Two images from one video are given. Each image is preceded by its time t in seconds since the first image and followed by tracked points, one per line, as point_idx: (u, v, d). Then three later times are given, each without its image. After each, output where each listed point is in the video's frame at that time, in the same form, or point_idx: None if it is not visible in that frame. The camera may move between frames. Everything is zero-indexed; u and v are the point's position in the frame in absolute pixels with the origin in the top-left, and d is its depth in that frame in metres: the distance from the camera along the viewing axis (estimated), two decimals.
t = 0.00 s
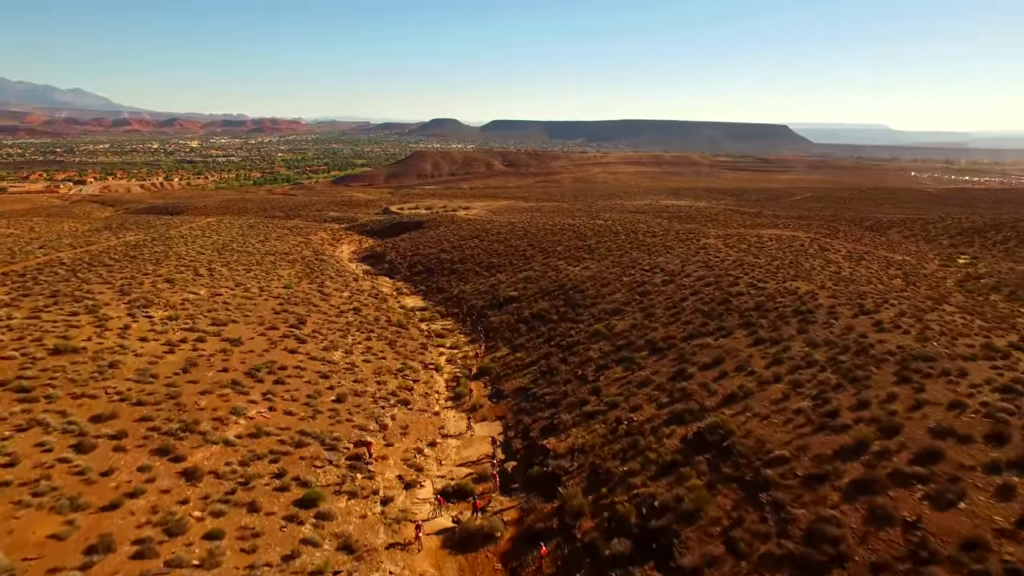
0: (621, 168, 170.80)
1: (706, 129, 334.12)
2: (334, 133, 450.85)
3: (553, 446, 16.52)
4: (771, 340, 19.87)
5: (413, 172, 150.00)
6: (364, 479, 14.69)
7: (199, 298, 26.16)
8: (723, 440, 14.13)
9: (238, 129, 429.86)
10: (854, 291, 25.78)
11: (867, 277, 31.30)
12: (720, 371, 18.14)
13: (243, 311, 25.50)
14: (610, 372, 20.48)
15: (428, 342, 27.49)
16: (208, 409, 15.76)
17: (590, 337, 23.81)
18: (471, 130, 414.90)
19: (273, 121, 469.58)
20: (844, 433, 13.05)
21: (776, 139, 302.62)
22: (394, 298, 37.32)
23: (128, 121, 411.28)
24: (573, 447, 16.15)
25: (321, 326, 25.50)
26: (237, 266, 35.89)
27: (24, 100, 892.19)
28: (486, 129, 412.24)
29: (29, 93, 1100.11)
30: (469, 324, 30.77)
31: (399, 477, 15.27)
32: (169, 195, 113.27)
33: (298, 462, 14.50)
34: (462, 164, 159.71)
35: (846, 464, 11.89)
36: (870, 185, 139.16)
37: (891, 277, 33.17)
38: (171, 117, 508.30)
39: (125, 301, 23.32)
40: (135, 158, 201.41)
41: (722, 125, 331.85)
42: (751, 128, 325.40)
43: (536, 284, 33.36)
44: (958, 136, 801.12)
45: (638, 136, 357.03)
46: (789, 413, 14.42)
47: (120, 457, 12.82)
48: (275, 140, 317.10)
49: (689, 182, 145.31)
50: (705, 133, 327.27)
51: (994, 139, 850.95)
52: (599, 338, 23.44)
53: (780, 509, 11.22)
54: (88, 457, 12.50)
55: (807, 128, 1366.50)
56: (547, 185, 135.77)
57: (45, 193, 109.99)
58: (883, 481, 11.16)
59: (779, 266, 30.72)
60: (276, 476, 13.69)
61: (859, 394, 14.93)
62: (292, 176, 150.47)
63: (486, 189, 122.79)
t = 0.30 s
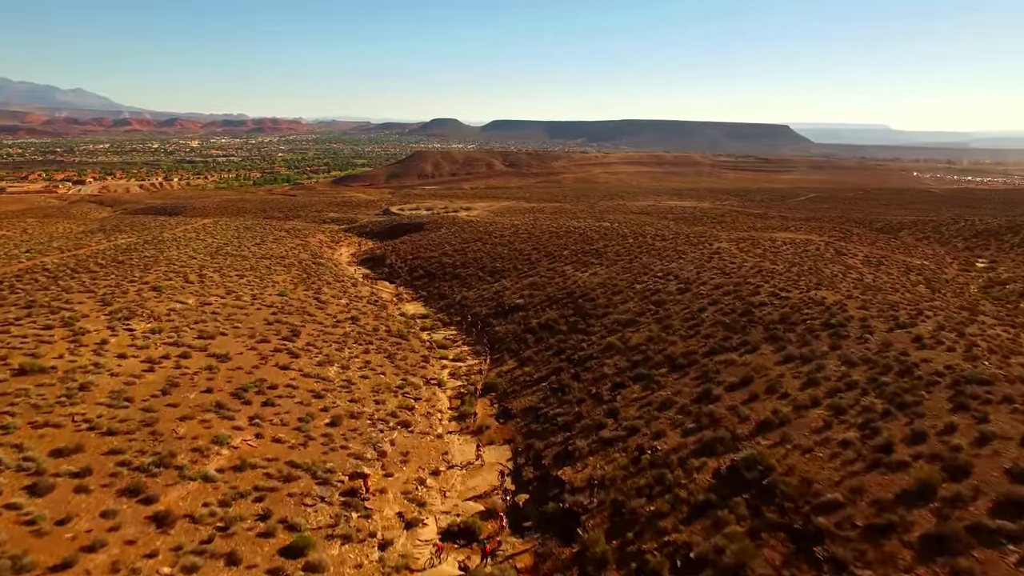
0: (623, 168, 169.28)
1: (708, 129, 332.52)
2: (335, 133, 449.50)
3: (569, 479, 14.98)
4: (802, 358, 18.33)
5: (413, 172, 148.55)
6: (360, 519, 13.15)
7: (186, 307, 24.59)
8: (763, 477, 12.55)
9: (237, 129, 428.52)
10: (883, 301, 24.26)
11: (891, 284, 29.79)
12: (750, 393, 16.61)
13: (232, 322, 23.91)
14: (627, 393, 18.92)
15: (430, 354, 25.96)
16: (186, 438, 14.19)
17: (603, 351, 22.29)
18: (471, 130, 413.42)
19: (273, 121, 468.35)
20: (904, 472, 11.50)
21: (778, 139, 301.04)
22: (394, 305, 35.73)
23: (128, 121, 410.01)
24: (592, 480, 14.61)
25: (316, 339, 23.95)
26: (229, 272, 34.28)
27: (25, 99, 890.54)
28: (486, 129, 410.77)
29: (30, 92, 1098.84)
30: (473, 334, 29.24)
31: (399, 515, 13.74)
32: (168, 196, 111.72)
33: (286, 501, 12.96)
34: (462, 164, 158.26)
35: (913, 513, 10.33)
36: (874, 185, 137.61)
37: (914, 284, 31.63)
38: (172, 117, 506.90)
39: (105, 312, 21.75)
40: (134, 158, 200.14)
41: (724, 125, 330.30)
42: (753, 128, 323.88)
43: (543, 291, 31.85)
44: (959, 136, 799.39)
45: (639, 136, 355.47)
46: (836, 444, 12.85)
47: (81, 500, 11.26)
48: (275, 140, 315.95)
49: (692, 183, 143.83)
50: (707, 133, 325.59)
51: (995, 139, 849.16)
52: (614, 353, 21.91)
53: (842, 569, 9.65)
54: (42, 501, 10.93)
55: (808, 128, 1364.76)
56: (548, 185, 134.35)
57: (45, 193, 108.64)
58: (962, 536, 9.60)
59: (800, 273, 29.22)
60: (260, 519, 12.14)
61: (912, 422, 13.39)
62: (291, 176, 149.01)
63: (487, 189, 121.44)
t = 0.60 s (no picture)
0: (627, 168, 167.75)
1: (710, 129, 330.69)
2: (336, 133, 448.56)
3: (590, 520, 13.39)
4: (841, 377, 16.72)
5: (414, 172, 147.22)
6: (356, 571, 11.59)
7: (172, 319, 23.05)
8: (816, 526, 10.91)
9: (238, 130, 427.55)
10: (918, 312, 22.64)
11: (918, 292, 28.20)
12: (790, 420, 14.98)
13: (221, 335, 22.35)
14: (648, 417, 17.34)
15: (433, 368, 24.41)
16: (160, 474, 12.62)
17: (620, 368, 20.74)
18: (472, 130, 412.00)
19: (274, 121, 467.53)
20: (987, 527, 9.88)
21: (780, 139, 299.26)
22: (395, 312, 34.20)
23: (129, 122, 409.39)
24: (616, 522, 13.02)
25: (312, 353, 22.38)
26: (222, 278, 32.73)
27: (27, 100, 889.88)
28: (487, 129, 409.43)
29: (32, 93, 1099.22)
30: (479, 345, 27.70)
31: (399, 563, 12.18)
32: (167, 196, 110.46)
33: (271, 551, 11.40)
34: (463, 165, 156.87)
35: None
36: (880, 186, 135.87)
37: (942, 291, 30.02)
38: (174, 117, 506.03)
39: (82, 326, 20.18)
40: (134, 158, 199.36)
41: (727, 124, 328.51)
42: (756, 128, 322.14)
43: (551, 299, 30.34)
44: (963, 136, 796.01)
45: (641, 136, 353.75)
46: (898, 485, 11.25)
47: (30, 558, 9.67)
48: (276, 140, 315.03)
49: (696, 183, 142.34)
50: (709, 133, 323.67)
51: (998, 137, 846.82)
52: (631, 369, 20.36)
53: None
54: None
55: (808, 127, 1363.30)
56: (550, 185, 132.98)
57: (46, 194, 107.79)
58: None
59: (823, 281, 27.62)
60: None
61: (983, 459, 11.76)
62: (291, 176, 147.72)
63: (489, 190, 119.97)
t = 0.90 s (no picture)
0: (628, 168, 166.25)
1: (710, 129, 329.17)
2: (336, 133, 447.01)
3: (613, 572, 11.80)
4: (886, 402, 15.12)
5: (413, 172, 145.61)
6: None
7: (152, 333, 21.40)
8: None
9: (237, 130, 425.71)
10: (955, 324, 21.06)
11: (948, 301, 26.62)
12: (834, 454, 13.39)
13: (205, 351, 20.72)
14: (671, 447, 15.74)
15: (434, 384, 22.84)
16: (121, 523, 10.97)
17: (637, 388, 19.18)
18: (472, 130, 410.32)
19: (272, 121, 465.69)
20: None
21: (781, 139, 297.82)
22: (393, 320, 32.59)
23: (127, 121, 407.53)
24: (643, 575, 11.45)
25: (303, 370, 20.79)
26: (211, 286, 31.06)
27: (26, 100, 887.73)
28: (487, 129, 407.76)
29: (31, 93, 1096.67)
30: (482, 357, 26.12)
31: None
32: (164, 197, 108.73)
33: None
34: (463, 164, 155.32)
35: None
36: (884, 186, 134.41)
37: (969, 299, 28.48)
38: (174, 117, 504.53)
39: (52, 343, 18.56)
40: (131, 158, 197.68)
41: (727, 124, 327.14)
42: (757, 128, 320.78)
43: (558, 308, 28.77)
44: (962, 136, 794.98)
45: (641, 136, 352.18)
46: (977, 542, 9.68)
47: None
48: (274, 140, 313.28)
49: (698, 183, 140.84)
50: (709, 132, 322.16)
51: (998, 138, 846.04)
52: (649, 390, 18.80)
53: None
54: None
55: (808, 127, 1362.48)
56: (550, 185, 131.51)
57: (42, 194, 106.22)
58: None
59: (847, 289, 26.06)
60: None
61: None
62: (288, 176, 146.06)
63: (490, 190, 118.30)
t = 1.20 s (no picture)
0: (630, 168, 164.79)
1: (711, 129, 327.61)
2: (337, 132, 445.88)
3: None
4: (943, 434, 13.46)
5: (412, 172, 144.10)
6: None
7: (129, 349, 19.72)
8: None
9: (236, 129, 424.24)
10: (999, 339, 19.42)
11: (982, 311, 24.97)
12: (892, 497, 11.74)
13: (185, 369, 19.05)
14: (701, 483, 14.07)
15: (435, 403, 21.19)
16: None
17: (657, 411, 17.53)
18: (472, 129, 408.78)
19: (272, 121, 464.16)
20: None
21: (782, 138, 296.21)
22: (392, 329, 30.96)
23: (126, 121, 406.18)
24: None
25: (293, 390, 19.13)
26: (199, 294, 29.34)
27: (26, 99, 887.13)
28: (487, 129, 406.19)
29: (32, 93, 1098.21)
30: (486, 371, 24.46)
31: None
32: (161, 197, 107.28)
33: None
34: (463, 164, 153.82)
35: None
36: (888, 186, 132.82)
37: (1001, 308, 26.83)
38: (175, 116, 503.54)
39: (15, 364, 16.90)
40: (129, 158, 196.43)
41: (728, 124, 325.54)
42: (756, 127, 319.54)
43: (566, 318, 27.12)
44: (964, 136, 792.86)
45: (642, 136, 350.70)
46: None
47: None
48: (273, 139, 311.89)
49: (701, 183, 139.24)
50: (710, 132, 320.52)
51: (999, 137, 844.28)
52: (670, 415, 17.14)
53: None
54: None
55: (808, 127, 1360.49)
56: (551, 185, 130.03)
57: (41, 193, 105.24)
58: None
59: (875, 299, 24.43)
60: None
61: None
62: (287, 176, 144.59)
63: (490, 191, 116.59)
